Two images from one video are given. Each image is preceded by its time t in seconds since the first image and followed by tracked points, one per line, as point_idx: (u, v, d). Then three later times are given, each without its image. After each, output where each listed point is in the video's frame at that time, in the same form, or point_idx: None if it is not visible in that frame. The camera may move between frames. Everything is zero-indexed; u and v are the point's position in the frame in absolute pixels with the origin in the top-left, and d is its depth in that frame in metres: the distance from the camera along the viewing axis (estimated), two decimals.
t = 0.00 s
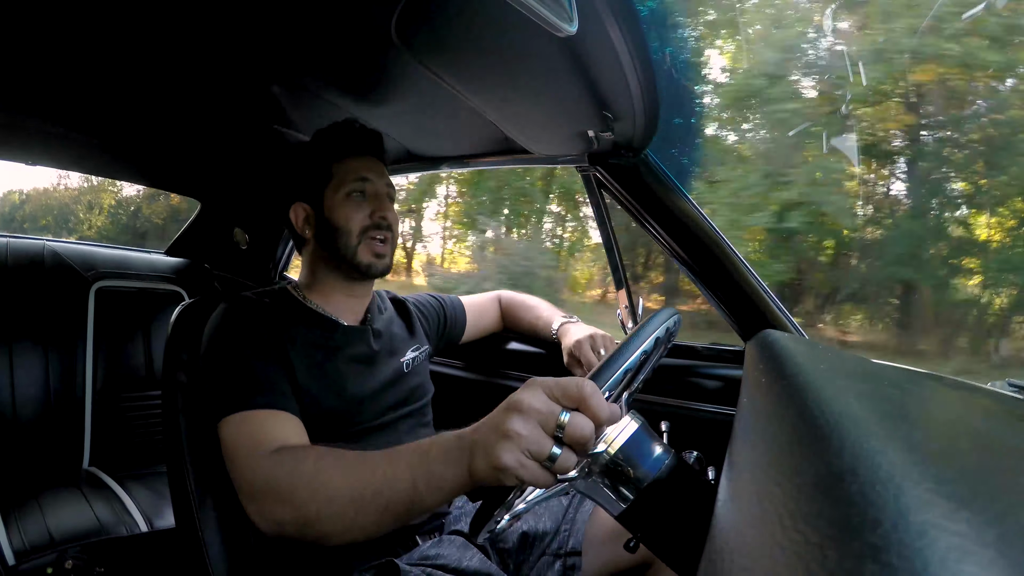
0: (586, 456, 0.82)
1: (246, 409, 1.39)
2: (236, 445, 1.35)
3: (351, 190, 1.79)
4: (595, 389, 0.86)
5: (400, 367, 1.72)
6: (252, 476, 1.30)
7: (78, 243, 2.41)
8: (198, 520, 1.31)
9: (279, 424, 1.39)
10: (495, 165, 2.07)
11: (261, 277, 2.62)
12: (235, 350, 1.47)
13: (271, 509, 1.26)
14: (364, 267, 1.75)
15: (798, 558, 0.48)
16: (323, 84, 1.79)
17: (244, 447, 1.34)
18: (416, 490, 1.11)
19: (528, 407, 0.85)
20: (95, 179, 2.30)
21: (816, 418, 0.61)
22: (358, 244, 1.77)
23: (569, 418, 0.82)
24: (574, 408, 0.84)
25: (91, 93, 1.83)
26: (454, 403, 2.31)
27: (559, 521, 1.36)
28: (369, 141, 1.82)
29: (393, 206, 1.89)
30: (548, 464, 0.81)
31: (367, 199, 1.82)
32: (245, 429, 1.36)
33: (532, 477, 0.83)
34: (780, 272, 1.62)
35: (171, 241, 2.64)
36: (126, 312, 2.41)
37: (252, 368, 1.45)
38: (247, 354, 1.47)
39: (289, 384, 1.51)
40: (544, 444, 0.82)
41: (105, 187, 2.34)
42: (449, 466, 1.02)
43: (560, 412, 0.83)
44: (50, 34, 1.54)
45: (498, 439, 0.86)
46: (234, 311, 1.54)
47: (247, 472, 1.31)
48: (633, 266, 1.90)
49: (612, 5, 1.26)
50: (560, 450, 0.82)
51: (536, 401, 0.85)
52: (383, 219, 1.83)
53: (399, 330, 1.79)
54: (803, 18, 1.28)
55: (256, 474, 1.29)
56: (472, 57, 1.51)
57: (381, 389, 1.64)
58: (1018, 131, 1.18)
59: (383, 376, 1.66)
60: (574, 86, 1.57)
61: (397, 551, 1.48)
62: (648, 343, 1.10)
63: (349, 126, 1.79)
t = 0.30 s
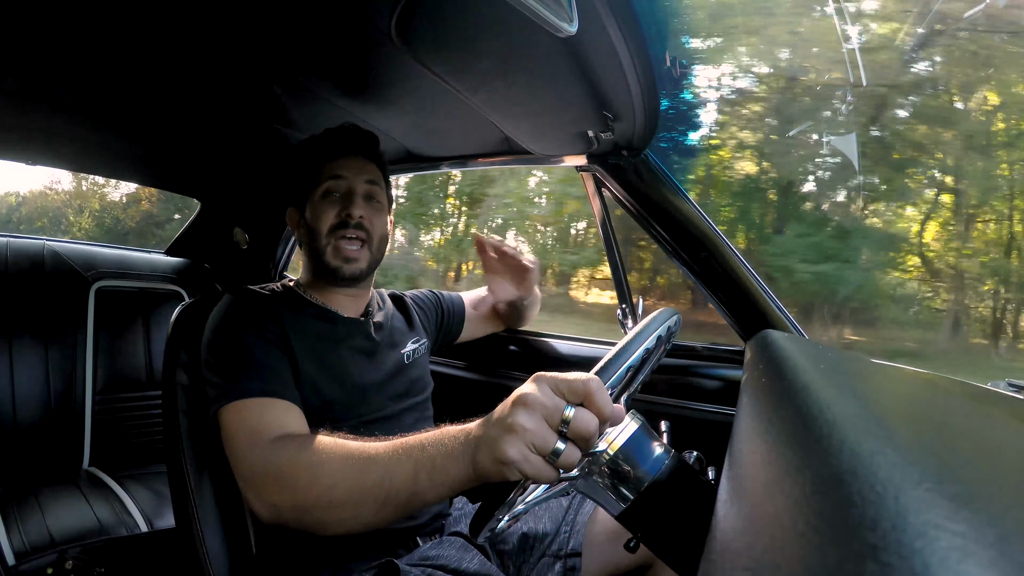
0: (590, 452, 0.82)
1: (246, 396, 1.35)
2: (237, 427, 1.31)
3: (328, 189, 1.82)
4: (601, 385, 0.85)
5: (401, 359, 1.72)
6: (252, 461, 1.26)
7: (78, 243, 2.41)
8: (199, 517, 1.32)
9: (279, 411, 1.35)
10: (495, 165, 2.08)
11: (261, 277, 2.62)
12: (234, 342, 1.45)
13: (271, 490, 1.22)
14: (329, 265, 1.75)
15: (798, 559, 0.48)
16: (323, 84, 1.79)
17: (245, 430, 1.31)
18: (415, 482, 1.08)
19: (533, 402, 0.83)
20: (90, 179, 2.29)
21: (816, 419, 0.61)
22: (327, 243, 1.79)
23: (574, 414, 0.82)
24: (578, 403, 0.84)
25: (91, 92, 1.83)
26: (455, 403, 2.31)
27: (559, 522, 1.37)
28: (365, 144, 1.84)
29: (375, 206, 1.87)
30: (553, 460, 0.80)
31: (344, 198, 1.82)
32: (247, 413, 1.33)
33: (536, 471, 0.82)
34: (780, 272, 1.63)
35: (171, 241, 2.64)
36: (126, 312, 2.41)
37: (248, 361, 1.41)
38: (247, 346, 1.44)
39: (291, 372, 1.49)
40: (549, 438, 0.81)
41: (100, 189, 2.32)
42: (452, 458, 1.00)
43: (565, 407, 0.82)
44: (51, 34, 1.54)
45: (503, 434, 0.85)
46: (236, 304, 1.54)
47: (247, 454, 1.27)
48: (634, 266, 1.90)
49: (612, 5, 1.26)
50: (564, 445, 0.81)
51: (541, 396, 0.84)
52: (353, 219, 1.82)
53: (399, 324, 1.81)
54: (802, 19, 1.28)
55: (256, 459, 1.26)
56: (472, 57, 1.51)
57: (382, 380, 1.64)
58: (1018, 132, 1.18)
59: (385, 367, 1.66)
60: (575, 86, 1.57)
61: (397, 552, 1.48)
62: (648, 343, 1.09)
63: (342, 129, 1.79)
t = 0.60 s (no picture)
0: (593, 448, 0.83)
1: (246, 400, 1.35)
2: (240, 433, 1.31)
3: (341, 193, 1.80)
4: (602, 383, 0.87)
5: (406, 370, 1.71)
6: (253, 466, 1.26)
7: (78, 244, 2.41)
8: (198, 517, 1.32)
9: (281, 416, 1.35)
10: (500, 165, 2.06)
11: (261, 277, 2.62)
12: (235, 341, 1.45)
13: (270, 494, 1.21)
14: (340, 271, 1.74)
15: (800, 559, 0.47)
16: (323, 85, 1.79)
17: (247, 436, 1.30)
18: (416, 483, 1.07)
19: (535, 399, 0.85)
20: (84, 179, 2.26)
21: (816, 419, 0.61)
22: (339, 248, 1.77)
23: (576, 411, 0.83)
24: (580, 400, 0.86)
25: (91, 93, 1.83)
26: (455, 403, 2.31)
27: (559, 523, 1.37)
28: (378, 146, 1.83)
29: (387, 212, 1.85)
30: (555, 456, 0.81)
31: (357, 203, 1.81)
32: (249, 419, 1.32)
33: (539, 468, 0.83)
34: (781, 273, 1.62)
35: (171, 241, 2.64)
36: (126, 313, 2.41)
37: (253, 363, 1.42)
38: (248, 348, 1.44)
39: (291, 372, 1.49)
40: (551, 436, 0.82)
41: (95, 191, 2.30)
42: (452, 458, 0.99)
43: (567, 404, 0.84)
44: (50, 35, 1.54)
45: (505, 432, 0.86)
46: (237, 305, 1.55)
47: (249, 458, 1.27)
48: (634, 266, 1.91)
49: (611, 6, 1.26)
50: (566, 442, 0.82)
51: (543, 393, 0.85)
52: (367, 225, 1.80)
53: (407, 331, 1.80)
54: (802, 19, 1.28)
55: (258, 463, 1.25)
56: (472, 57, 1.50)
57: (386, 390, 1.63)
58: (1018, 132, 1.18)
59: (389, 376, 1.66)
60: (574, 86, 1.57)
61: (397, 553, 1.48)
62: (649, 340, 1.09)
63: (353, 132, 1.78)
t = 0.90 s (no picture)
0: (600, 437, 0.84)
1: (253, 390, 1.35)
2: (244, 422, 1.31)
3: (360, 209, 1.77)
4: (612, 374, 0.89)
5: (412, 371, 1.72)
6: (256, 454, 1.25)
7: (78, 244, 2.41)
8: (199, 517, 1.32)
9: (287, 405, 1.34)
10: (500, 164, 2.07)
11: (261, 277, 2.62)
12: (239, 338, 1.44)
13: (273, 480, 1.20)
14: (371, 289, 1.70)
15: (800, 558, 0.47)
16: (324, 85, 1.79)
17: (252, 422, 1.30)
18: (422, 471, 1.06)
19: (545, 388, 0.83)
20: (77, 185, 2.29)
21: (816, 418, 0.61)
22: (365, 267, 1.73)
23: (585, 402, 0.82)
24: (591, 391, 0.87)
25: (91, 92, 1.83)
26: (455, 402, 2.32)
27: (559, 523, 1.37)
28: (387, 148, 1.81)
29: (407, 225, 1.84)
30: (562, 447, 0.80)
31: (377, 218, 1.79)
32: (254, 407, 1.32)
33: (546, 458, 0.81)
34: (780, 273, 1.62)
35: (171, 241, 2.64)
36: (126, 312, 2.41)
37: (258, 355, 1.42)
38: (257, 343, 1.44)
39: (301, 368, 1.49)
40: (560, 425, 0.81)
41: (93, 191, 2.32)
42: (461, 446, 0.99)
43: (577, 396, 0.83)
44: (50, 35, 1.54)
45: (513, 419, 0.84)
46: (249, 301, 1.55)
47: (251, 446, 1.26)
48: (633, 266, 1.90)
49: (611, 5, 1.26)
50: (574, 433, 0.81)
51: (553, 383, 0.84)
52: (391, 243, 1.78)
53: (412, 329, 1.79)
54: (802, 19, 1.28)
55: (261, 451, 1.25)
56: (472, 57, 1.50)
57: (393, 392, 1.64)
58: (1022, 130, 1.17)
59: (396, 378, 1.66)
60: (574, 86, 1.57)
61: (398, 552, 1.48)
62: (652, 338, 1.09)
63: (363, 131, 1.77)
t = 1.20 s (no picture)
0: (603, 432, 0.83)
1: (253, 388, 1.35)
2: (246, 418, 1.31)
3: (351, 199, 1.77)
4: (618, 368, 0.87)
5: (406, 369, 1.71)
6: (259, 449, 1.26)
7: (78, 243, 2.41)
8: (199, 516, 1.32)
9: (288, 402, 1.35)
10: (498, 164, 2.08)
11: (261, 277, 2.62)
12: (239, 337, 1.44)
13: (276, 474, 1.21)
14: (366, 278, 1.73)
15: (798, 557, 0.47)
16: (324, 84, 1.79)
17: (252, 419, 1.31)
18: (426, 466, 1.06)
19: (551, 379, 0.84)
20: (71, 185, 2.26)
21: (815, 419, 0.61)
22: (359, 256, 1.75)
23: (591, 393, 0.83)
24: (596, 384, 0.85)
25: (92, 92, 1.83)
26: (455, 402, 2.31)
27: (559, 523, 1.37)
28: (371, 146, 1.81)
29: (395, 215, 1.86)
30: (567, 437, 0.81)
31: (368, 208, 1.80)
32: (255, 404, 1.32)
33: (551, 448, 0.81)
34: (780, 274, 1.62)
35: (172, 241, 2.64)
36: (126, 312, 2.40)
37: (259, 354, 1.42)
38: (253, 341, 1.44)
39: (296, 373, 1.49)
40: (565, 416, 0.82)
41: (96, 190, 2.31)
42: (466, 442, 0.99)
43: (582, 387, 0.83)
44: (50, 35, 1.54)
45: (518, 410, 0.84)
46: (252, 299, 1.56)
47: (254, 440, 1.27)
48: (634, 265, 1.90)
49: (611, 5, 1.26)
50: (580, 424, 0.81)
51: (559, 374, 0.84)
52: (383, 230, 1.81)
53: (407, 329, 1.80)
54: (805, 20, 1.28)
55: (264, 447, 1.25)
56: (471, 56, 1.50)
57: (387, 390, 1.64)
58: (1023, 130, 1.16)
59: (390, 376, 1.66)
60: (575, 85, 1.56)
61: (397, 552, 1.48)
62: (652, 338, 1.09)
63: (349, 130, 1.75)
